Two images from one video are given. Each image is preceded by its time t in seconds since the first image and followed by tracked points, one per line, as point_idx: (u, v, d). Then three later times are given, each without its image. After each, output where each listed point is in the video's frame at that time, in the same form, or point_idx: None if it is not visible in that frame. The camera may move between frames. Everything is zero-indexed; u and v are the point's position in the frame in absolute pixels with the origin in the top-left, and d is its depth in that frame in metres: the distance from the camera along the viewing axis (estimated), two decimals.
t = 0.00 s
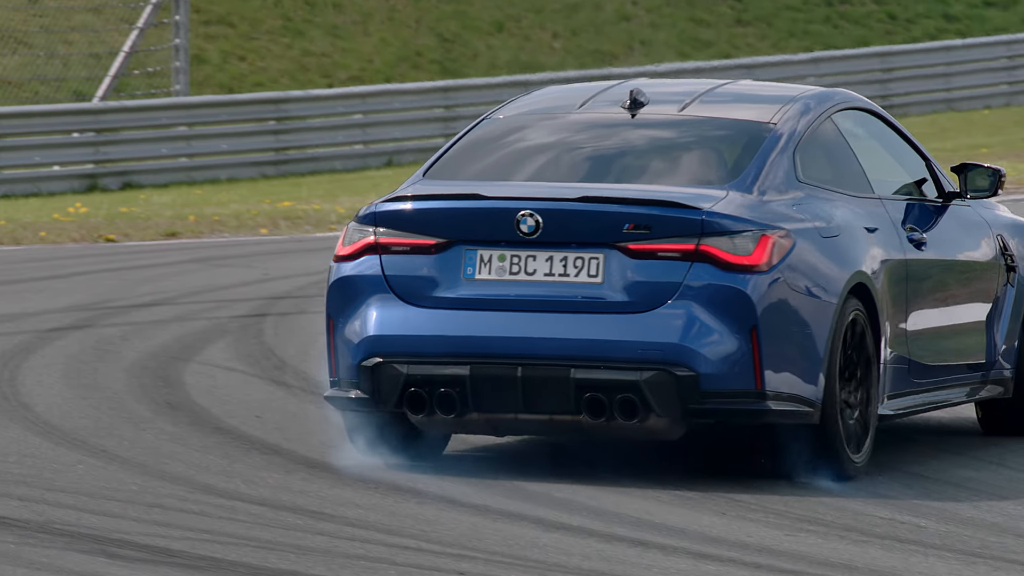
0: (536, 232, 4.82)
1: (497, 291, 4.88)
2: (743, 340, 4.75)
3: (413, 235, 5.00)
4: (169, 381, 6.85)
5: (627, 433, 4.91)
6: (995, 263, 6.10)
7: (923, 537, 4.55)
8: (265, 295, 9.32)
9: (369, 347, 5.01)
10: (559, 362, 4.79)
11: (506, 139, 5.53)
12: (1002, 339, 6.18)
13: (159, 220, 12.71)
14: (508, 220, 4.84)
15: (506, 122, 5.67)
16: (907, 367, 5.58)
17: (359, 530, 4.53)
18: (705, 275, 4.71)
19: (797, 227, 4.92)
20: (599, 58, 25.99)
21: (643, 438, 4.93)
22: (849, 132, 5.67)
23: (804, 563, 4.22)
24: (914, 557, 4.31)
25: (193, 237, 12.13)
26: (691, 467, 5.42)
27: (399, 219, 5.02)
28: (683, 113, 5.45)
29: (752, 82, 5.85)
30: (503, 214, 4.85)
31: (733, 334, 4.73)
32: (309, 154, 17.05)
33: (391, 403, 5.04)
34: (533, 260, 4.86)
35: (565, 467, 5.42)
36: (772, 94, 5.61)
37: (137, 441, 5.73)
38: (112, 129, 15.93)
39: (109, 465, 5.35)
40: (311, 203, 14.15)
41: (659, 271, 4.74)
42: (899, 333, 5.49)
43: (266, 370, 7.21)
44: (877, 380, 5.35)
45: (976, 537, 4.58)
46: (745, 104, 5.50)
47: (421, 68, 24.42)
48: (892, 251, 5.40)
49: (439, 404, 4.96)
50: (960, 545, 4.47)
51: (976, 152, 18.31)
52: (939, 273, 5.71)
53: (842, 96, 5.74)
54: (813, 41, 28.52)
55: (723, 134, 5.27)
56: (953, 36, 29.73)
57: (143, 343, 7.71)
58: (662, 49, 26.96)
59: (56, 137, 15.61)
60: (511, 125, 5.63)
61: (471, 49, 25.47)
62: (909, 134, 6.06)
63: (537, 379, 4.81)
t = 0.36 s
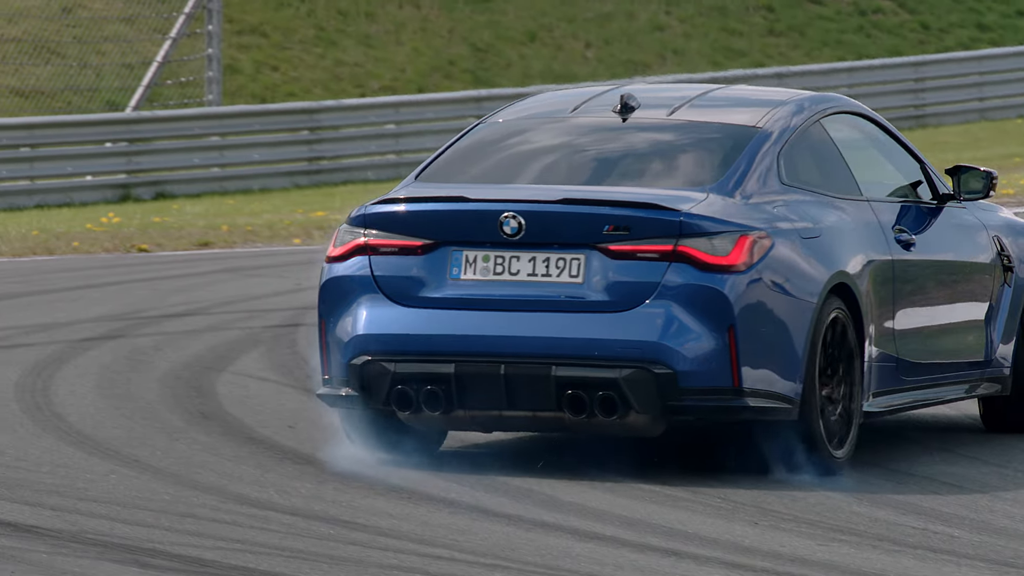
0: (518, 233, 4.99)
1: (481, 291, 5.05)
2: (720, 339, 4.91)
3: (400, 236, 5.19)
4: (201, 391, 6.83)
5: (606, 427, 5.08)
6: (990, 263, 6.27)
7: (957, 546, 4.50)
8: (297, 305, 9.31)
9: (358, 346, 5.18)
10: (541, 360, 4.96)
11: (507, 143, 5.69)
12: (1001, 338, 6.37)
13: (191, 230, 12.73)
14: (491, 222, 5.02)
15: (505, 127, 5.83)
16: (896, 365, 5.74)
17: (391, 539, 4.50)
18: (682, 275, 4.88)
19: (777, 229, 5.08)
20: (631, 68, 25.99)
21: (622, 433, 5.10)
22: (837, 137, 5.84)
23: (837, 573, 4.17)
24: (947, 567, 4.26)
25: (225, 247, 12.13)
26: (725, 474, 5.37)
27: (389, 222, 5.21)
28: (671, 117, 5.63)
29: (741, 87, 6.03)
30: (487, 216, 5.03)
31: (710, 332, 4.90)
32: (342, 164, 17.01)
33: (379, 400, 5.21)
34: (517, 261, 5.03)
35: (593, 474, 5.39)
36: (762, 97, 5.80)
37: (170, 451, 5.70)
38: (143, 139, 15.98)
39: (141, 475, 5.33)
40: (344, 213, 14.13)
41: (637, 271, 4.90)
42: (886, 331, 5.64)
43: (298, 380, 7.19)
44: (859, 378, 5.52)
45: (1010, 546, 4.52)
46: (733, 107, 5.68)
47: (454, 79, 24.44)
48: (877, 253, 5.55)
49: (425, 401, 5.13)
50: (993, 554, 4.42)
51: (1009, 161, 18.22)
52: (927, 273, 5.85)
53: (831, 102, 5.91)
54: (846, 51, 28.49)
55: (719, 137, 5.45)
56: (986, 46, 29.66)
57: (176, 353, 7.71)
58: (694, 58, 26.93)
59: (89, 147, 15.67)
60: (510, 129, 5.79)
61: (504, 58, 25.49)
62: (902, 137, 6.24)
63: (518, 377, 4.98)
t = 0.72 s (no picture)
0: (501, 235, 5.15)
1: (465, 291, 5.20)
2: (697, 337, 5.06)
3: (389, 238, 5.35)
4: (227, 401, 6.82)
5: (586, 424, 5.22)
6: (986, 264, 6.37)
7: (985, 557, 4.45)
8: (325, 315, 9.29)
9: (346, 345, 5.35)
10: (522, 358, 5.11)
11: (509, 145, 5.86)
12: (997, 337, 6.46)
13: (218, 240, 12.76)
14: (474, 224, 5.18)
15: (506, 131, 6.00)
16: (884, 363, 5.84)
17: (417, 549, 4.47)
18: (660, 275, 5.03)
19: (754, 229, 5.22)
20: (658, 78, 25.98)
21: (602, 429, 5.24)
22: (826, 137, 5.98)
23: None
24: None
25: (252, 256, 12.15)
26: (754, 485, 5.32)
27: (376, 224, 5.38)
28: (659, 121, 5.81)
29: (729, 92, 6.19)
30: (471, 217, 5.20)
31: (687, 331, 5.05)
32: (369, 174, 17.01)
33: (366, 398, 5.37)
34: (499, 262, 5.18)
35: (618, 482, 5.35)
36: (753, 101, 5.97)
37: (197, 460, 5.70)
38: (170, 149, 16.03)
39: (168, 484, 5.32)
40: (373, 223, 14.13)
41: (615, 271, 5.05)
42: (873, 330, 5.75)
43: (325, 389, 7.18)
44: (844, 377, 5.63)
45: None
46: (721, 110, 5.84)
47: (481, 88, 24.46)
48: (862, 254, 5.67)
49: (410, 398, 5.28)
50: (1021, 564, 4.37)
51: None
52: (918, 273, 5.96)
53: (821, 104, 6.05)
54: (873, 60, 28.44)
55: (711, 139, 5.61)
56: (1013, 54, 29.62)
57: (202, 363, 7.71)
58: (721, 68, 26.90)
59: (116, 157, 15.72)
60: (512, 133, 5.96)
61: (531, 67, 25.50)
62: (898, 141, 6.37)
63: (500, 375, 5.12)
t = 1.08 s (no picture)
0: (480, 236, 5.40)
1: (447, 291, 5.45)
2: (670, 335, 5.29)
3: (375, 240, 5.60)
4: (247, 410, 6.83)
5: (564, 421, 5.44)
6: (975, 264, 6.58)
7: (1004, 566, 4.42)
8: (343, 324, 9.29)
9: (332, 344, 5.60)
10: (501, 356, 5.34)
11: (509, 148, 6.11)
12: (988, 335, 6.65)
13: (235, 249, 12.76)
14: (456, 225, 5.43)
15: (505, 134, 6.25)
16: (864, 362, 6.05)
17: (434, 558, 4.46)
18: (635, 274, 5.26)
19: (732, 231, 5.44)
20: (677, 87, 25.96)
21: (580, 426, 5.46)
22: (810, 139, 6.19)
23: None
24: None
25: (270, 266, 12.15)
26: (770, 494, 5.30)
27: (363, 227, 5.64)
28: (644, 124, 6.05)
29: (714, 96, 6.44)
30: (452, 219, 5.45)
31: (661, 329, 5.28)
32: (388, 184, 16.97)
33: (352, 396, 5.62)
34: (479, 263, 5.42)
35: (633, 490, 5.34)
36: (738, 105, 6.21)
37: (215, 469, 5.70)
38: (188, 158, 16.04)
39: (186, 493, 5.32)
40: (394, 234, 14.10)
41: (589, 271, 5.29)
42: (855, 329, 5.99)
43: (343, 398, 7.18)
44: (822, 374, 5.84)
45: None
46: (704, 115, 6.08)
47: (499, 98, 24.45)
48: (841, 255, 5.87)
49: (394, 395, 5.52)
50: None
51: None
52: (900, 274, 6.18)
53: (805, 107, 6.27)
54: (891, 70, 28.44)
55: (696, 141, 5.84)
56: None
57: (220, 372, 7.70)
58: (739, 77, 26.89)
59: (134, 166, 15.74)
60: (511, 136, 6.20)
61: (549, 77, 25.50)
62: (889, 146, 6.61)
63: (479, 372, 5.35)
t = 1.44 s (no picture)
0: (459, 237, 5.53)
1: (426, 291, 5.58)
2: (643, 332, 5.40)
3: (357, 241, 5.75)
4: (257, 419, 6.82)
5: (541, 416, 5.56)
6: (965, 264, 6.72)
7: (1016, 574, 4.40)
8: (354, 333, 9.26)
9: (317, 342, 5.75)
10: (478, 354, 5.45)
11: (505, 150, 6.26)
12: (979, 334, 6.80)
13: (247, 259, 12.76)
14: (435, 226, 5.56)
15: (503, 137, 6.41)
16: (845, 361, 6.18)
17: (445, 568, 4.45)
18: (609, 274, 5.38)
19: (707, 232, 5.56)
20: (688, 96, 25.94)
21: (558, 421, 5.58)
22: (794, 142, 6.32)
23: None
24: None
25: (281, 275, 12.15)
26: (781, 502, 5.28)
27: (347, 228, 5.78)
28: (628, 128, 6.23)
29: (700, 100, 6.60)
30: (431, 220, 5.58)
31: (634, 327, 5.39)
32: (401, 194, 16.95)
33: (336, 394, 5.76)
34: (459, 263, 5.55)
35: (643, 498, 5.33)
36: (722, 108, 6.37)
37: (226, 478, 5.69)
38: (199, 167, 16.08)
39: (197, 502, 5.31)
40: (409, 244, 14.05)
41: (565, 271, 5.41)
42: (837, 327, 6.11)
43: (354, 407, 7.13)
44: (800, 371, 5.96)
45: None
46: (687, 118, 6.25)
47: (511, 106, 24.44)
48: (820, 256, 5.99)
49: (376, 392, 5.64)
50: None
51: None
52: (883, 274, 6.30)
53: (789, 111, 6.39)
54: (903, 78, 28.42)
55: (681, 143, 5.99)
56: None
57: (231, 381, 7.70)
58: (751, 86, 26.87)
59: (145, 175, 15.78)
60: (509, 138, 6.37)
61: (560, 86, 25.51)
62: (876, 148, 6.75)
63: (457, 371, 5.47)
